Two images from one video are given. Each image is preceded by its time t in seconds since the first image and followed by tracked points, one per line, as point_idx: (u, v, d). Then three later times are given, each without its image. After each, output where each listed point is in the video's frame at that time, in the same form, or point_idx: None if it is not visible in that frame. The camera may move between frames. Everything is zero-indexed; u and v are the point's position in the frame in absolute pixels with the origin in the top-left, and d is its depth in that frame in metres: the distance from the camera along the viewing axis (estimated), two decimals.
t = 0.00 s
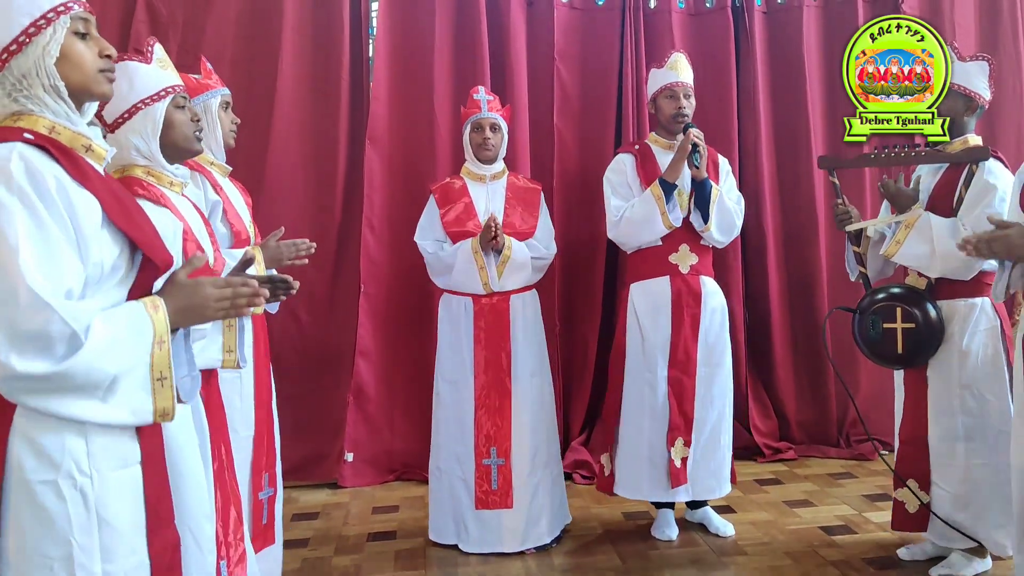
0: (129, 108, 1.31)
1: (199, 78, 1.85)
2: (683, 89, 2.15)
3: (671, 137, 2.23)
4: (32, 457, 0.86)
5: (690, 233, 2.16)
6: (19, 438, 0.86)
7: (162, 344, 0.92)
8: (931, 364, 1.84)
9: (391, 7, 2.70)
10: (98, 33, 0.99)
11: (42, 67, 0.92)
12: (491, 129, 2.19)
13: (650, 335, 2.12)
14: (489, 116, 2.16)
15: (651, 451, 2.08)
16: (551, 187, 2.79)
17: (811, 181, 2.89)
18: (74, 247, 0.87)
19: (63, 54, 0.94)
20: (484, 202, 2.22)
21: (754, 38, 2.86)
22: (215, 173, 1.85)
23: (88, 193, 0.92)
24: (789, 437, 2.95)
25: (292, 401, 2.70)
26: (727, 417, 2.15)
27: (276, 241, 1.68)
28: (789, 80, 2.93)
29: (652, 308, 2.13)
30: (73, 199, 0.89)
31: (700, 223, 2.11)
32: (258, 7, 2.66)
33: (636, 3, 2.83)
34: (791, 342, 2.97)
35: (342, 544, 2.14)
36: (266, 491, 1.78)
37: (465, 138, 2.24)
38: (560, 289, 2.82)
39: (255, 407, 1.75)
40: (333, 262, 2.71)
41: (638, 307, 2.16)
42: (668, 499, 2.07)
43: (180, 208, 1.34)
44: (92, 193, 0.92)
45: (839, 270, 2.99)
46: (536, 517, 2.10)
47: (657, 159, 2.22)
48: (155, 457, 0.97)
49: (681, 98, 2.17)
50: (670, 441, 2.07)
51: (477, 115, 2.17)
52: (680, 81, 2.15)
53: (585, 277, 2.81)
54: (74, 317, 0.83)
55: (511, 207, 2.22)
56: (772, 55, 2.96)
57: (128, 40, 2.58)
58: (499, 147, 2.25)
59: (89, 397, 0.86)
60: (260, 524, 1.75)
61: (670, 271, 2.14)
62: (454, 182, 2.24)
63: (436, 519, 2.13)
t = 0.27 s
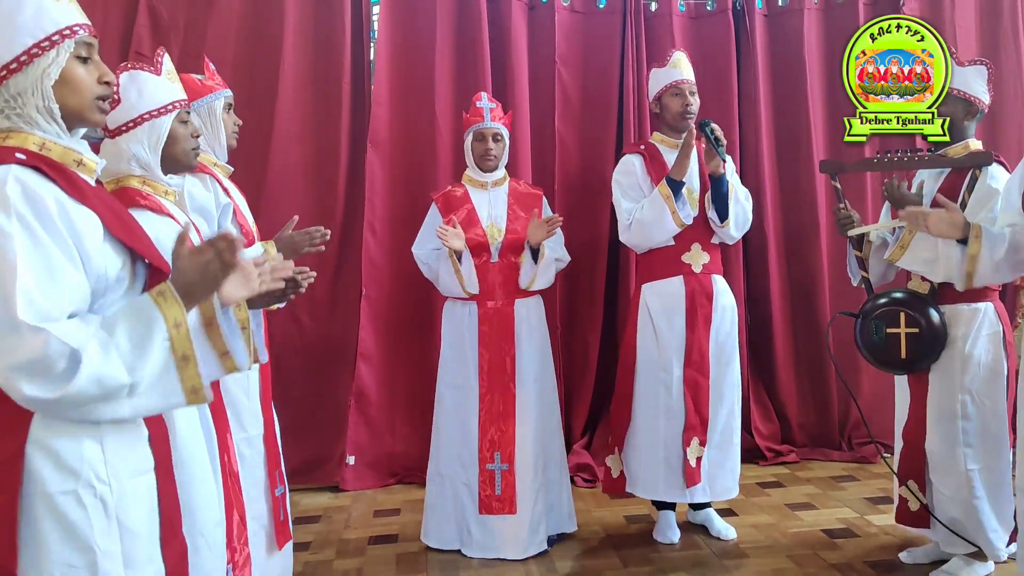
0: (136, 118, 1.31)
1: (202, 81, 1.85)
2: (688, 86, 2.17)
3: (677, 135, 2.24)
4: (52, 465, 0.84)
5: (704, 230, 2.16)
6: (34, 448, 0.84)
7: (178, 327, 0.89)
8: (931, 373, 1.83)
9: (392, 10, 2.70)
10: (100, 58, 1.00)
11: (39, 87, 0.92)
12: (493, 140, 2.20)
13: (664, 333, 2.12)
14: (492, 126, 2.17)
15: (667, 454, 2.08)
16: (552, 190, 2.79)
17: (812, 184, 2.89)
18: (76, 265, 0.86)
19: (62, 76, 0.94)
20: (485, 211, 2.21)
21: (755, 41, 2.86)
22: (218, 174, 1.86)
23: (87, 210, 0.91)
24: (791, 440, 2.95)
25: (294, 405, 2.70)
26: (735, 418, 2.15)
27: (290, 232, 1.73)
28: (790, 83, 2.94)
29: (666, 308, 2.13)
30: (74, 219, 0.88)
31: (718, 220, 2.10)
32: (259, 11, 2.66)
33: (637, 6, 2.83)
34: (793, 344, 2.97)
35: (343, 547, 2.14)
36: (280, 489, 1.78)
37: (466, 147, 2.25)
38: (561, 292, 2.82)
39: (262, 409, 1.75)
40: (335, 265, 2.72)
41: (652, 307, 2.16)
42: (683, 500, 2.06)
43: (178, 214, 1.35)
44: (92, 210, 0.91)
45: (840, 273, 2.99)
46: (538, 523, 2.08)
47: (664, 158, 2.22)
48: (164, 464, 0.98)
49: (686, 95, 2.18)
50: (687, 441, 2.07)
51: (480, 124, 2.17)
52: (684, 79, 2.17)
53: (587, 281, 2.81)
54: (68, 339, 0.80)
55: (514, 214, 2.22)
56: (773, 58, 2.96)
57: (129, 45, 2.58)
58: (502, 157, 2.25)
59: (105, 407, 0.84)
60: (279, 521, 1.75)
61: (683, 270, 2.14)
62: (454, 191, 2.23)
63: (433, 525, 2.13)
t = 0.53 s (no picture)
0: (139, 114, 1.31)
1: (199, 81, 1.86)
2: (692, 92, 2.18)
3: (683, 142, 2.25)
4: (58, 453, 0.86)
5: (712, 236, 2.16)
6: (39, 435, 0.86)
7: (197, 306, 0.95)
8: (942, 372, 1.84)
9: (393, 14, 2.70)
10: (103, 43, 1.00)
11: (48, 77, 0.92)
12: (496, 138, 2.20)
13: (675, 336, 2.11)
14: (495, 124, 2.17)
15: (682, 453, 2.08)
16: (553, 194, 2.79)
17: (813, 187, 2.89)
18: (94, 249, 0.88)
19: (70, 65, 0.95)
20: (492, 208, 2.23)
21: (756, 44, 2.87)
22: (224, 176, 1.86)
23: (102, 200, 0.92)
24: (792, 443, 2.95)
25: (294, 408, 2.70)
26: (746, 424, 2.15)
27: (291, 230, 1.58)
28: (791, 87, 2.94)
29: (675, 311, 2.13)
30: (91, 207, 0.89)
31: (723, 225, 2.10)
32: (260, 14, 2.66)
33: (637, 10, 2.83)
34: (794, 347, 2.97)
35: (344, 551, 2.14)
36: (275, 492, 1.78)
37: (471, 148, 2.25)
38: (563, 296, 2.82)
39: (261, 415, 1.76)
40: (336, 268, 2.72)
41: (661, 311, 2.15)
42: (698, 503, 2.05)
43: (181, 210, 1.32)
44: (106, 199, 0.93)
45: (841, 276, 2.99)
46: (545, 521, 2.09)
47: (672, 164, 2.24)
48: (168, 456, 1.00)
49: (690, 102, 2.18)
50: (712, 446, 2.07)
51: (483, 123, 2.18)
52: (687, 84, 2.17)
53: (588, 284, 2.81)
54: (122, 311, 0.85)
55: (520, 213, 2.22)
56: (773, 62, 2.96)
57: (130, 48, 2.58)
58: (506, 155, 2.25)
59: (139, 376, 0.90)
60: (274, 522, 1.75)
61: (694, 275, 2.14)
62: (461, 191, 2.24)
63: (442, 526, 2.13)
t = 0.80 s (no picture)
0: (141, 128, 1.32)
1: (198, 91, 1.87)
2: (692, 98, 2.18)
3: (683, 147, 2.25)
4: (62, 463, 0.86)
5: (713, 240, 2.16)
6: (44, 445, 0.87)
7: (181, 365, 0.92)
8: (952, 376, 1.83)
9: (394, 19, 2.70)
10: (112, 51, 1.01)
11: (62, 90, 0.93)
12: (501, 141, 2.20)
13: (677, 344, 2.11)
14: (499, 127, 2.18)
15: (685, 460, 2.08)
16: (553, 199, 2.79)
17: (813, 191, 2.90)
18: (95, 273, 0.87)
19: (82, 76, 0.95)
20: (497, 215, 2.23)
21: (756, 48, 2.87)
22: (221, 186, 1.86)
23: (111, 217, 0.92)
24: (793, 447, 2.94)
25: (295, 413, 2.70)
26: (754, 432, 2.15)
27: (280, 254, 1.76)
28: (791, 91, 2.94)
29: (674, 317, 2.13)
30: (97, 226, 0.89)
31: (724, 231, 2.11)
32: (261, 20, 2.67)
33: (637, 14, 2.84)
34: (794, 351, 2.97)
35: (345, 556, 2.13)
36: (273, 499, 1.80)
37: (476, 151, 2.26)
38: (563, 300, 2.83)
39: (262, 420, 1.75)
40: (337, 272, 2.72)
41: (660, 315, 2.15)
42: (705, 510, 2.04)
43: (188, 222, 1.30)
44: (115, 216, 0.92)
45: (841, 279, 2.99)
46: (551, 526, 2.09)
47: (672, 170, 2.24)
48: (177, 465, 0.98)
49: (690, 108, 2.18)
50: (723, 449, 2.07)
51: (487, 127, 2.18)
52: (687, 92, 2.18)
53: (588, 288, 2.81)
54: (93, 343, 0.83)
55: (526, 220, 2.23)
56: (773, 66, 2.97)
57: (131, 53, 2.59)
58: (511, 157, 2.26)
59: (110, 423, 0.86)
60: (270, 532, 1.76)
61: (691, 278, 2.14)
62: (467, 195, 2.24)
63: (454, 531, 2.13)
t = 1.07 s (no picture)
0: (132, 131, 1.33)
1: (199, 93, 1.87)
2: (686, 100, 2.17)
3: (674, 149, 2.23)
4: (57, 481, 0.86)
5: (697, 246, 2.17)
6: (39, 463, 0.87)
7: (158, 351, 0.87)
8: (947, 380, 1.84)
9: (393, 23, 2.71)
10: (113, 78, 1.01)
11: (50, 110, 0.93)
12: (500, 150, 2.21)
13: (659, 353, 2.12)
14: (498, 137, 2.18)
15: (669, 460, 2.09)
16: (553, 203, 2.79)
17: (812, 195, 2.90)
18: (68, 287, 0.87)
19: (73, 98, 0.95)
20: (492, 221, 2.22)
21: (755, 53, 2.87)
22: (215, 187, 1.86)
23: (87, 231, 0.91)
24: (793, 450, 2.94)
25: (294, 418, 2.70)
26: (741, 437, 2.13)
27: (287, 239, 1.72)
28: (790, 95, 2.95)
29: (658, 320, 2.13)
30: (69, 241, 0.88)
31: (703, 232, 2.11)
32: (260, 24, 2.67)
33: (636, 18, 2.84)
34: (794, 355, 2.97)
35: (344, 560, 2.13)
36: (273, 505, 1.79)
37: (474, 159, 2.26)
38: (563, 304, 2.83)
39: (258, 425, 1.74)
40: (336, 276, 2.72)
41: (644, 318, 2.16)
42: (686, 511, 2.06)
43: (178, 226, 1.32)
44: (92, 231, 0.92)
45: (840, 283, 2.99)
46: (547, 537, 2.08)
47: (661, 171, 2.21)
48: (173, 478, 0.98)
49: (683, 110, 2.18)
50: (704, 452, 2.06)
51: (487, 134, 2.19)
52: (683, 93, 2.17)
53: (587, 292, 2.81)
54: (46, 359, 0.81)
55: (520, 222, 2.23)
56: (772, 70, 2.97)
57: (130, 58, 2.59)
58: (509, 165, 2.27)
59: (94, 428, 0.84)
60: (274, 534, 1.77)
61: (676, 281, 2.15)
62: (462, 202, 2.24)
63: (453, 534, 2.14)
